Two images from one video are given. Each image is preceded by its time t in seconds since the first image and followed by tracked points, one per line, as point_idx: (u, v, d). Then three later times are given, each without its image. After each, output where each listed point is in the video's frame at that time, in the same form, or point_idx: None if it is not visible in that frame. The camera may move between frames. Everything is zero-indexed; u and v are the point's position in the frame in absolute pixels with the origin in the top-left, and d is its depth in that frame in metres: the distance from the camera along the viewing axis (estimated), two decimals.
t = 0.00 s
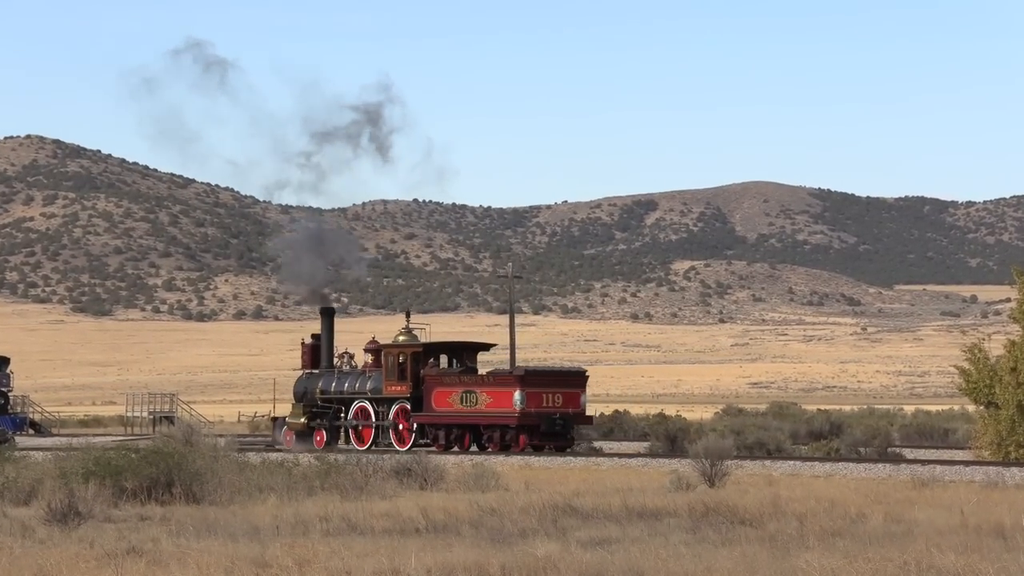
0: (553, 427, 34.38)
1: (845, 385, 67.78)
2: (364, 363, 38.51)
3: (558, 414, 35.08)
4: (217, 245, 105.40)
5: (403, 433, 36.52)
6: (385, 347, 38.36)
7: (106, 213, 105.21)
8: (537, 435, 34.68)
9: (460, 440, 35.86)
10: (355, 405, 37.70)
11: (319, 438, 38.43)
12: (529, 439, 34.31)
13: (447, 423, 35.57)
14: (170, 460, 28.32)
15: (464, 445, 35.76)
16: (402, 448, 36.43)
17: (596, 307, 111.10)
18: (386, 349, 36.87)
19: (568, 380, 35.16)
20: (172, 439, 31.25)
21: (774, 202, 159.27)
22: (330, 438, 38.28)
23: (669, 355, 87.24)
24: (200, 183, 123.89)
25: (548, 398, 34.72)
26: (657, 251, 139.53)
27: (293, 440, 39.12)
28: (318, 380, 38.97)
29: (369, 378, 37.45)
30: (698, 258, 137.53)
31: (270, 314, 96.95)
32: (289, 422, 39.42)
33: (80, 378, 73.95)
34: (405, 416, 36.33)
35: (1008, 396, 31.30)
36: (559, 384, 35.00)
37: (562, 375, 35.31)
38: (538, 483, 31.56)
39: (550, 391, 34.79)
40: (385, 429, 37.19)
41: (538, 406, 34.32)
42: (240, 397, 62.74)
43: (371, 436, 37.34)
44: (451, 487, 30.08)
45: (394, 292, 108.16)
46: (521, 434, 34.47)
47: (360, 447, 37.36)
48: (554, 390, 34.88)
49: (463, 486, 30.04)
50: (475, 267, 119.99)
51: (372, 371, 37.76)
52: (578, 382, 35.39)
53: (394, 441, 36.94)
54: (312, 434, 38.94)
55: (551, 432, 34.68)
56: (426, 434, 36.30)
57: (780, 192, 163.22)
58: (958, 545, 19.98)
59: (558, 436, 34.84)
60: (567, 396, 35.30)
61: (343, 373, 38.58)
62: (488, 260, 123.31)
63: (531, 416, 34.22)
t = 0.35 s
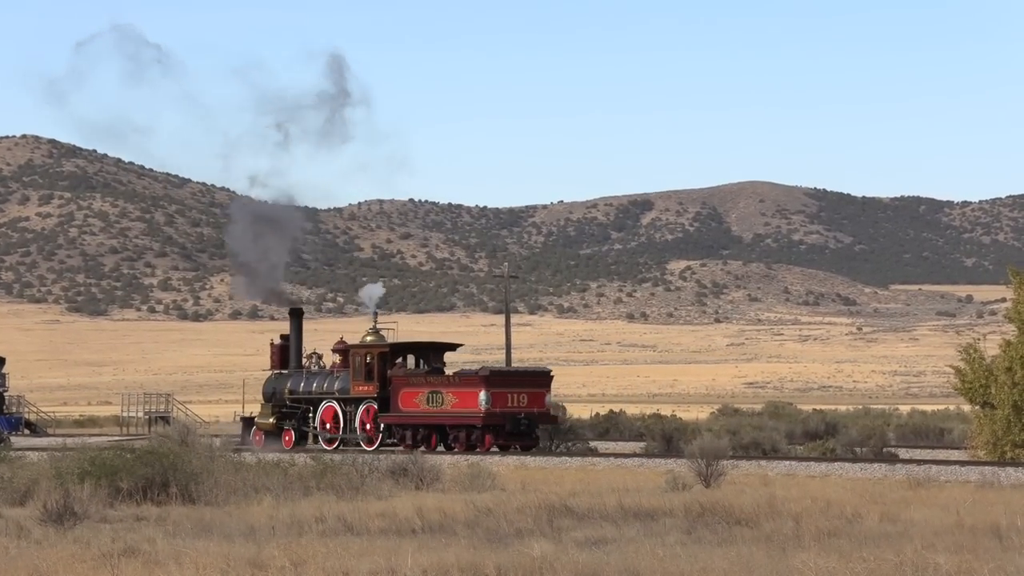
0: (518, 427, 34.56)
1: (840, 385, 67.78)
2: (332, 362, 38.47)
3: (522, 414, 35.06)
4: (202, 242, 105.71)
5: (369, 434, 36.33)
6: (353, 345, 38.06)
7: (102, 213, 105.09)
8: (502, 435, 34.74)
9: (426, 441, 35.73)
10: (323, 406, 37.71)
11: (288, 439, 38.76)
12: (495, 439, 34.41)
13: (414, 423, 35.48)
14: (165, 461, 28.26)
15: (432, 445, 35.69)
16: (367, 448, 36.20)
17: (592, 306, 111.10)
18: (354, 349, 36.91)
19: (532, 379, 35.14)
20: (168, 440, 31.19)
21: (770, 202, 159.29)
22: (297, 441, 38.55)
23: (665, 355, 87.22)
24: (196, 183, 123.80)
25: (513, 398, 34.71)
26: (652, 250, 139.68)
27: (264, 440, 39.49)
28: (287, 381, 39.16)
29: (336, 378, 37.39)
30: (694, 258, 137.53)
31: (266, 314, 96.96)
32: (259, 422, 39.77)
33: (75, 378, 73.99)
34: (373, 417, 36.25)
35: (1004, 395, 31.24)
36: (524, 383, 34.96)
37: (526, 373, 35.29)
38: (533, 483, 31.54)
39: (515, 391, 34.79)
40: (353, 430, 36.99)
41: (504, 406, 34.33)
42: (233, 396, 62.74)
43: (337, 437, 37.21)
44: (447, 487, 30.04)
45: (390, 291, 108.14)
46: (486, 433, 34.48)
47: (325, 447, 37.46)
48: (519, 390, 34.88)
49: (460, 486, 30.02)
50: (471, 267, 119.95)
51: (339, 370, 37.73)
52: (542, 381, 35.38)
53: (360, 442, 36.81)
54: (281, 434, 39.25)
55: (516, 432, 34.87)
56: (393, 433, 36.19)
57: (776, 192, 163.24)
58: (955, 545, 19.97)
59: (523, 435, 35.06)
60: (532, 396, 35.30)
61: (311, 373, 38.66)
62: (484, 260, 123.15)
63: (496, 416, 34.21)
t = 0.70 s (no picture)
0: (488, 427, 34.51)
1: (840, 385, 67.74)
2: (305, 363, 38.56)
3: (493, 414, 35.05)
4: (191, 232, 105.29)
5: (341, 433, 36.50)
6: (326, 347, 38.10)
7: (102, 213, 104.87)
8: (472, 434, 34.67)
9: (397, 440, 35.75)
10: (296, 405, 37.85)
11: (262, 439, 38.92)
12: (465, 439, 34.38)
13: (384, 424, 35.50)
14: (164, 460, 28.23)
15: (402, 445, 35.51)
16: (339, 448, 36.43)
17: (592, 307, 111.13)
18: (326, 349, 36.91)
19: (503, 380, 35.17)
20: (168, 440, 31.16)
21: (770, 202, 159.27)
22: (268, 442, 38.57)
23: (665, 355, 87.18)
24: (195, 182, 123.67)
25: (483, 399, 34.74)
26: (650, 250, 139.80)
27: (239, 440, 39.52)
28: (261, 381, 39.35)
29: (309, 378, 37.51)
30: (694, 257, 137.55)
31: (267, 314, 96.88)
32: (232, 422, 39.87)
33: (74, 378, 73.94)
34: (345, 417, 36.33)
35: (1004, 395, 31.21)
36: (494, 384, 34.97)
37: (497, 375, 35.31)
38: (532, 482, 31.54)
39: (485, 392, 34.81)
40: (327, 429, 37.13)
41: (473, 406, 34.39)
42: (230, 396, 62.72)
43: (309, 436, 37.50)
44: (446, 487, 30.01)
45: (390, 291, 108.11)
46: (456, 433, 34.48)
47: (298, 447, 37.63)
48: (489, 391, 34.91)
49: (460, 486, 29.98)
50: (471, 267, 119.94)
51: (313, 371, 37.82)
52: (512, 383, 35.41)
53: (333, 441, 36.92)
54: (255, 434, 39.37)
55: (486, 431, 34.77)
56: (364, 433, 36.23)
57: (776, 191, 163.25)
58: (953, 545, 19.95)
59: (493, 436, 34.93)
60: (502, 397, 35.32)
61: (284, 373, 38.81)
62: (484, 260, 123.07)
63: (466, 416, 34.24)
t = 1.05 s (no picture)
0: (459, 427, 34.46)
1: (840, 385, 67.77)
2: (279, 363, 38.82)
3: (464, 414, 34.96)
4: (180, 205, 104.35)
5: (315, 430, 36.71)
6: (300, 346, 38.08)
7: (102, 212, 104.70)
8: (443, 435, 34.58)
9: (369, 440, 35.76)
10: (270, 405, 38.02)
11: (236, 439, 39.05)
12: (435, 439, 34.30)
13: (357, 423, 35.50)
14: (164, 460, 28.22)
15: (374, 444, 35.56)
16: (313, 447, 36.56)
17: (592, 307, 111.15)
18: (299, 349, 36.92)
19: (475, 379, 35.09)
20: (167, 440, 31.13)
21: (770, 202, 159.22)
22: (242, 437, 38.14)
23: (665, 355, 87.18)
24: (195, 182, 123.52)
25: (454, 399, 34.69)
26: (651, 250, 140.06)
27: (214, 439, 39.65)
28: (235, 381, 39.49)
29: (282, 378, 37.70)
30: (694, 258, 137.58)
31: (267, 314, 96.78)
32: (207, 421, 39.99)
33: (75, 378, 73.89)
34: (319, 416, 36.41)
35: (1004, 395, 31.21)
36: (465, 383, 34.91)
37: (469, 374, 35.23)
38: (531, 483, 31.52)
39: (456, 392, 34.74)
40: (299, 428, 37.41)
41: (444, 407, 34.32)
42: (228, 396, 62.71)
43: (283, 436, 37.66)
44: (447, 487, 29.98)
45: (389, 291, 108.14)
46: (427, 433, 34.38)
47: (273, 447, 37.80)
48: (460, 392, 34.84)
49: (460, 486, 29.96)
50: (471, 267, 119.95)
51: (286, 370, 37.99)
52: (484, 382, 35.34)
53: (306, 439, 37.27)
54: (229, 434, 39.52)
55: (457, 431, 34.70)
56: (338, 433, 36.29)
57: (776, 191, 163.17)
58: (954, 546, 19.92)
59: (464, 435, 34.85)
60: (474, 397, 35.22)
61: (258, 373, 38.99)
62: (484, 260, 123.00)
63: (436, 416, 34.14)
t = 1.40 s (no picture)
0: (430, 427, 34.26)
1: (840, 385, 67.78)
2: (254, 364, 39.05)
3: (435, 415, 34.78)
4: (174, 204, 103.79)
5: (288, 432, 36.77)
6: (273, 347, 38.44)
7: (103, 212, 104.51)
8: (414, 435, 34.39)
9: (342, 440, 35.70)
10: (245, 406, 38.23)
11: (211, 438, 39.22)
12: (406, 439, 34.08)
13: (329, 422, 35.45)
14: (164, 461, 28.23)
15: (346, 444, 35.49)
16: (286, 446, 36.58)
17: (591, 307, 111.13)
18: (272, 351, 37.18)
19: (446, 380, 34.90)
20: (167, 440, 31.11)
21: (770, 202, 159.20)
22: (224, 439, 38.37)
23: (664, 355, 87.17)
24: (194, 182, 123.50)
25: (425, 399, 34.48)
26: (652, 249, 140.30)
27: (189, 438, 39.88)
28: (210, 382, 39.73)
29: (256, 378, 37.88)
30: (694, 257, 137.60)
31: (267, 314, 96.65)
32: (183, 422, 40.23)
33: (75, 378, 73.91)
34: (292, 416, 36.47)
35: (1004, 395, 31.18)
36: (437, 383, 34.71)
37: (440, 375, 35.05)
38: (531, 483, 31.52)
39: (427, 393, 34.57)
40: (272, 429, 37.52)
41: (415, 407, 34.11)
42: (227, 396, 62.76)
43: (257, 436, 37.79)
44: (447, 486, 29.99)
45: (388, 291, 108.23)
46: (398, 433, 34.17)
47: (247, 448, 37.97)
48: (432, 392, 34.67)
49: (460, 486, 29.96)
50: (471, 267, 119.97)
51: (260, 371, 38.20)
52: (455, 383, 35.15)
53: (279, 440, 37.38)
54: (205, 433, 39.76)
55: (429, 432, 34.51)
56: (311, 433, 36.27)
57: (776, 191, 163.18)
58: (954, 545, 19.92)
59: (435, 435, 34.64)
60: (446, 398, 35.06)
61: (233, 374, 39.21)
62: (484, 260, 122.93)
63: (407, 416, 33.93)
